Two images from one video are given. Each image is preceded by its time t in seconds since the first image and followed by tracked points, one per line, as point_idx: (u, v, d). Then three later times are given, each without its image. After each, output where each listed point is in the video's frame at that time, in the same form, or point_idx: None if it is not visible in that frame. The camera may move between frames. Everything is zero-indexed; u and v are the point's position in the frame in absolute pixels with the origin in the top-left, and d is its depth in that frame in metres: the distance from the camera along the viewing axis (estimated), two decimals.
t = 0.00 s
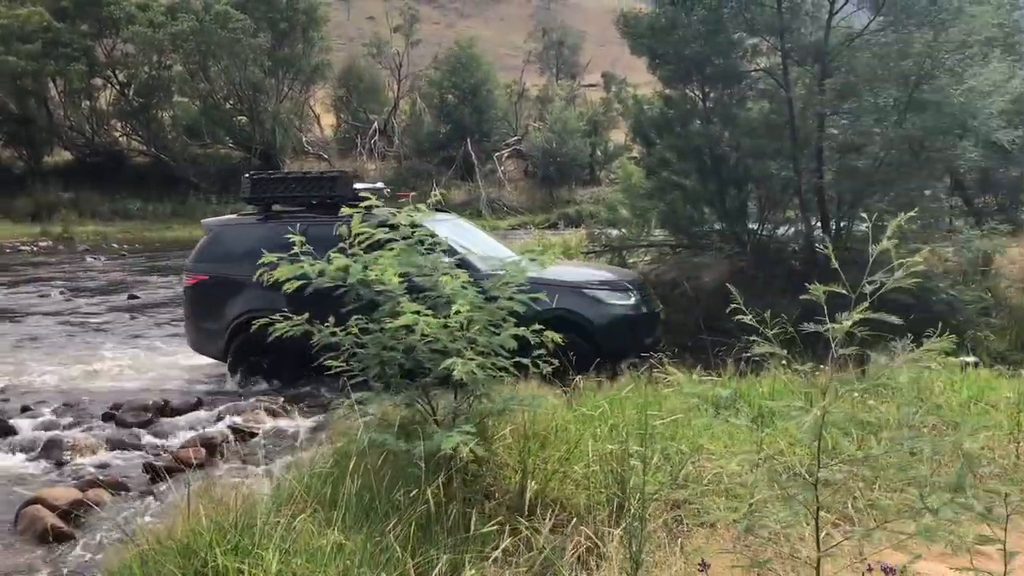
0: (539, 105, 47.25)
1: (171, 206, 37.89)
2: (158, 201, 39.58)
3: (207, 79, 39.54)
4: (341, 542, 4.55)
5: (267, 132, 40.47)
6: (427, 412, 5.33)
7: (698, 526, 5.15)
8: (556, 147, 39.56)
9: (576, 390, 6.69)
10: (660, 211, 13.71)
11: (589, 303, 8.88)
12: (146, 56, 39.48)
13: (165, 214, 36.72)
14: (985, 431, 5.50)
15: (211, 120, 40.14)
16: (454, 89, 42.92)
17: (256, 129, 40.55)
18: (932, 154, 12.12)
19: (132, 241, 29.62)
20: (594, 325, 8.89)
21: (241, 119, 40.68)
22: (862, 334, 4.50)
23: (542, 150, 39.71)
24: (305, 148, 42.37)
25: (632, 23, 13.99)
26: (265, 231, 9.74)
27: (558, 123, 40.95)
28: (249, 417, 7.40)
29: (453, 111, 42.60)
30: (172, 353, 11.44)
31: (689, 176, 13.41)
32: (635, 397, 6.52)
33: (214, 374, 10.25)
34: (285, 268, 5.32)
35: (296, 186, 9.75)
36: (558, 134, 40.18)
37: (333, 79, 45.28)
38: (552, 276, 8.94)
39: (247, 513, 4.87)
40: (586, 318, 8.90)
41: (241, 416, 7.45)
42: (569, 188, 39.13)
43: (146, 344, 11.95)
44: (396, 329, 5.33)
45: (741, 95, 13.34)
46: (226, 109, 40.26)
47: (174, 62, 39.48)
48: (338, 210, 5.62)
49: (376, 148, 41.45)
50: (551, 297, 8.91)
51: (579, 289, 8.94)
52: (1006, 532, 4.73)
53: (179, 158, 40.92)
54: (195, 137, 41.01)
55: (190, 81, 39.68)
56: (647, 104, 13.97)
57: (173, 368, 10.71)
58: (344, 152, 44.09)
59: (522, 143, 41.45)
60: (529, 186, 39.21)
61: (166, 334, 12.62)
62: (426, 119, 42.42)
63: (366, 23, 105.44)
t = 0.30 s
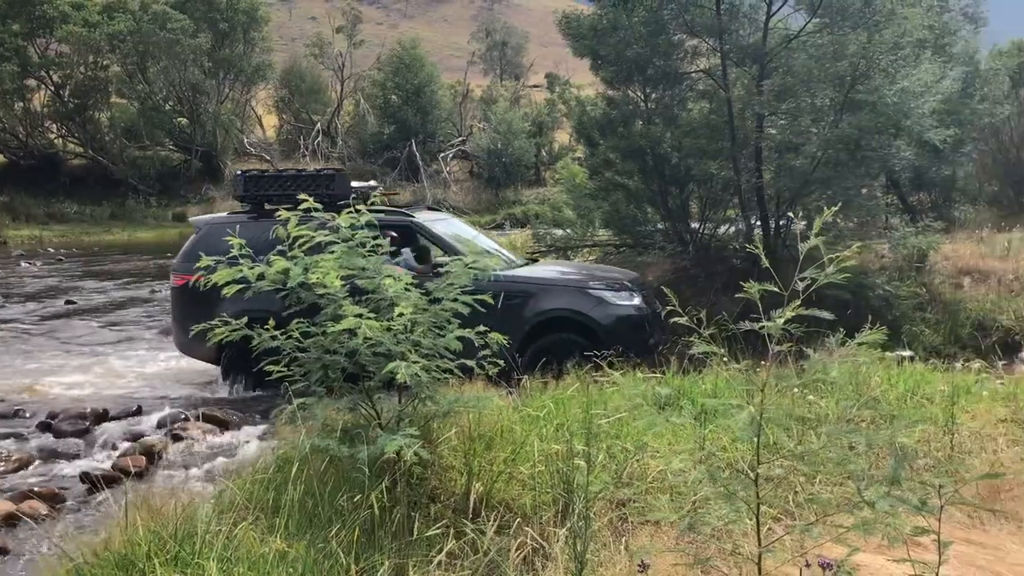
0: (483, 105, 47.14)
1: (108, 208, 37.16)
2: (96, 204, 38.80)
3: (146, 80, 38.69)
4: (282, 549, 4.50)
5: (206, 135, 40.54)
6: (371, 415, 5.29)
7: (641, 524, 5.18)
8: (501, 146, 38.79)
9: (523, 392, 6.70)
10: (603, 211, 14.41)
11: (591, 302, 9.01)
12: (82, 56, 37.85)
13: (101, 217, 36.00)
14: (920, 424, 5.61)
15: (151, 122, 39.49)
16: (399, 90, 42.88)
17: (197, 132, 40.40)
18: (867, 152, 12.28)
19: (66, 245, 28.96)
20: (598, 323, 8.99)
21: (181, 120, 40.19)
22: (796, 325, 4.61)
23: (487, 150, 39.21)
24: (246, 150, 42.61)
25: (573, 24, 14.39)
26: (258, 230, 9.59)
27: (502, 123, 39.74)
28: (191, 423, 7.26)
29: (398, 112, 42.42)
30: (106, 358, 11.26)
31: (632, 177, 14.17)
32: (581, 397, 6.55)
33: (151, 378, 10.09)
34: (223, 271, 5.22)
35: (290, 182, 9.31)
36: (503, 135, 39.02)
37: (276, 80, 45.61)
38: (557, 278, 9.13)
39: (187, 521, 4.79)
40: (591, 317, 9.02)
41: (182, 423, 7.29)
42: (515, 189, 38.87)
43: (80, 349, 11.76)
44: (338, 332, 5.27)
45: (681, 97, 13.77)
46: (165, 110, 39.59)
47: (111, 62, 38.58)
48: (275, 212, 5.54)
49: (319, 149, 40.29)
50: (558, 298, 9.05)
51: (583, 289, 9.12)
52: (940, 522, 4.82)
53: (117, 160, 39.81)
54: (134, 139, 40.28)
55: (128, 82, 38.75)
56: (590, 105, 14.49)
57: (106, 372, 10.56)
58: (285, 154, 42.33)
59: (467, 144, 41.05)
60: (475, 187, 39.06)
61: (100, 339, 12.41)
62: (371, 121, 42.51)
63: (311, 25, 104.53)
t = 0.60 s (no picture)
0: (427, 106, 47.08)
1: (43, 213, 36.08)
2: (29, 207, 37.63)
3: (80, 81, 37.59)
4: (222, 557, 4.42)
5: (145, 136, 39.52)
6: (313, 419, 5.24)
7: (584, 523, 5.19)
8: (445, 147, 38.83)
9: (467, 394, 6.70)
10: (547, 211, 14.96)
11: (600, 306, 8.94)
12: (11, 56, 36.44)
13: (35, 221, 34.93)
14: (855, 419, 5.74)
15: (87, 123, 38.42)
16: (340, 89, 41.85)
17: (134, 133, 39.41)
18: (804, 152, 12.87)
19: None
20: (606, 328, 8.93)
21: (118, 121, 39.26)
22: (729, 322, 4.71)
23: (431, 151, 39.12)
24: (186, 151, 41.83)
25: (515, 24, 14.66)
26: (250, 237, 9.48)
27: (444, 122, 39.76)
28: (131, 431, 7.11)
29: (339, 112, 41.65)
30: (29, 366, 10.95)
31: (576, 177, 14.61)
32: (525, 397, 6.56)
33: (80, 386, 9.87)
34: (157, 275, 5.11)
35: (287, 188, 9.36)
36: (446, 134, 39.04)
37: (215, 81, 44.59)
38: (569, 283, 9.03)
39: (123, 531, 4.70)
40: (600, 321, 8.96)
41: (121, 431, 7.14)
42: (460, 189, 38.94)
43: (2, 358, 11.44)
44: (278, 334, 5.19)
45: (622, 97, 14.28)
46: (101, 111, 38.55)
47: (42, 62, 37.15)
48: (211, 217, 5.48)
49: (260, 150, 41.39)
50: (567, 303, 8.98)
51: (592, 293, 9.05)
52: (878, 515, 4.91)
53: (51, 163, 38.55)
54: (67, 141, 39.13)
55: (61, 83, 37.64)
56: (532, 105, 14.95)
57: (32, 379, 10.28)
58: (226, 155, 43.35)
59: (410, 144, 41.06)
60: (419, 188, 39.03)
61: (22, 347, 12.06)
62: (312, 121, 42.13)
63: (249, 23, 103.00)
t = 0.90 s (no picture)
0: (378, 105, 47.02)
1: None
2: None
3: (22, 80, 36.65)
4: (169, 565, 4.34)
5: (91, 136, 38.68)
6: (263, 423, 5.17)
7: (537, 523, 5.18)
8: (396, 146, 39.45)
9: (420, 396, 6.69)
10: (500, 210, 14.92)
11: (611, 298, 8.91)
12: None
13: None
14: (800, 414, 5.83)
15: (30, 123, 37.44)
16: (289, 89, 41.54)
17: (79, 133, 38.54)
18: (751, 151, 13.29)
19: None
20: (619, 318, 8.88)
21: (62, 122, 38.36)
22: (676, 321, 4.77)
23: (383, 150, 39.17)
24: (132, 152, 41.05)
25: (464, 23, 14.73)
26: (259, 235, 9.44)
27: (396, 122, 40.46)
28: (75, 439, 6.96)
29: (289, 112, 41.40)
30: None
31: (528, 176, 14.71)
32: (478, 398, 6.57)
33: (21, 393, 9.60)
34: (101, 279, 5.00)
35: (295, 188, 9.47)
36: (398, 134, 39.79)
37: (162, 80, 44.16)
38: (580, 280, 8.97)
39: (66, 540, 4.59)
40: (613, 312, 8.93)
41: (65, 439, 6.98)
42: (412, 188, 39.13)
43: None
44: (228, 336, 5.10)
45: (573, 96, 14.47)
46: (44, 111, 37.66)
47: None
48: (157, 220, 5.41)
49: (208, 150, 40.99)
50: (579, 296, 8.95)
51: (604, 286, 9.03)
52: (824, 508, 4.98)
53: None
54: (8, 141, 38.05)
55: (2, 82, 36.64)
56: (483, 104, 15.03)
57: None
58: (174, 155, 42.88)
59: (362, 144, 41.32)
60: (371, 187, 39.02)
61: None
62: (262, 121, 41.75)
63: (194, 23, 101.54)
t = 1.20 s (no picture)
0: (345, 107, 46.96)
1: None
2: None
3: None
4: (133, 571, 4.30)
5: (53, 139, 38.14)
6: (230, 429, 5.12)
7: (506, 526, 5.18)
8: (364, 148, 39.18)
9: (389, 400, 6.68)
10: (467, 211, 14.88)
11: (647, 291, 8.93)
12: None
13: None
14: (766, 414, 5.88)
15: None
16: (257, 90, 41.34)
17: (42, 136, 38.01)
18: (718, 152, 13.30)
19: None
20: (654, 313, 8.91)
21: (24, 124, 37.80)
22: (644, 322, 4.78)
23: (352, 152, 39.11)
24: (96, 154, 40.55)
25: (431, 26, 14.79)
26: (288, 231, 9.28)
27: (364, 123, 40.52)
28: (38, 444, 6.84)
29: (255, 114, 41.13)
30: None
31: (496, 177, 14.74)
32: (447, 400, 6.57)
33: None
34: (62, 284, 4.88)
35: (325, 184, 9.25)
36: (366, 136, 39.66)
37: (126, 82, 43.77)
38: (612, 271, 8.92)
39: (28, 548, 4.53)
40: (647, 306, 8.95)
41: (28, 445, 6.86)
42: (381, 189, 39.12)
43: None
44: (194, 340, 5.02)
45: (540, 98, 14.56)
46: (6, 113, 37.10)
47: None
48: (122, 222, 5.31)
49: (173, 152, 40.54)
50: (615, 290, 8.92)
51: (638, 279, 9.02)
52: (790, 507, 5.01)
53: None
54: None
55: None
56: (450, 106, 15.08)
57: None
58: (138, 158, 42.37)
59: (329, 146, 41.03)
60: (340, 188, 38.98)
61: None
62: (228, 123, 41.46)
63: (160, 23, 100.56)
